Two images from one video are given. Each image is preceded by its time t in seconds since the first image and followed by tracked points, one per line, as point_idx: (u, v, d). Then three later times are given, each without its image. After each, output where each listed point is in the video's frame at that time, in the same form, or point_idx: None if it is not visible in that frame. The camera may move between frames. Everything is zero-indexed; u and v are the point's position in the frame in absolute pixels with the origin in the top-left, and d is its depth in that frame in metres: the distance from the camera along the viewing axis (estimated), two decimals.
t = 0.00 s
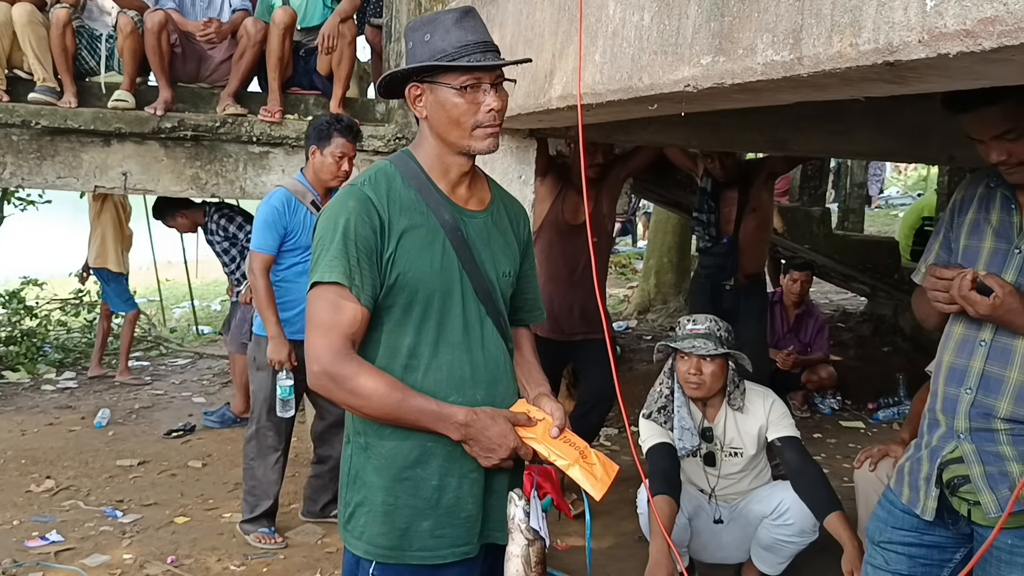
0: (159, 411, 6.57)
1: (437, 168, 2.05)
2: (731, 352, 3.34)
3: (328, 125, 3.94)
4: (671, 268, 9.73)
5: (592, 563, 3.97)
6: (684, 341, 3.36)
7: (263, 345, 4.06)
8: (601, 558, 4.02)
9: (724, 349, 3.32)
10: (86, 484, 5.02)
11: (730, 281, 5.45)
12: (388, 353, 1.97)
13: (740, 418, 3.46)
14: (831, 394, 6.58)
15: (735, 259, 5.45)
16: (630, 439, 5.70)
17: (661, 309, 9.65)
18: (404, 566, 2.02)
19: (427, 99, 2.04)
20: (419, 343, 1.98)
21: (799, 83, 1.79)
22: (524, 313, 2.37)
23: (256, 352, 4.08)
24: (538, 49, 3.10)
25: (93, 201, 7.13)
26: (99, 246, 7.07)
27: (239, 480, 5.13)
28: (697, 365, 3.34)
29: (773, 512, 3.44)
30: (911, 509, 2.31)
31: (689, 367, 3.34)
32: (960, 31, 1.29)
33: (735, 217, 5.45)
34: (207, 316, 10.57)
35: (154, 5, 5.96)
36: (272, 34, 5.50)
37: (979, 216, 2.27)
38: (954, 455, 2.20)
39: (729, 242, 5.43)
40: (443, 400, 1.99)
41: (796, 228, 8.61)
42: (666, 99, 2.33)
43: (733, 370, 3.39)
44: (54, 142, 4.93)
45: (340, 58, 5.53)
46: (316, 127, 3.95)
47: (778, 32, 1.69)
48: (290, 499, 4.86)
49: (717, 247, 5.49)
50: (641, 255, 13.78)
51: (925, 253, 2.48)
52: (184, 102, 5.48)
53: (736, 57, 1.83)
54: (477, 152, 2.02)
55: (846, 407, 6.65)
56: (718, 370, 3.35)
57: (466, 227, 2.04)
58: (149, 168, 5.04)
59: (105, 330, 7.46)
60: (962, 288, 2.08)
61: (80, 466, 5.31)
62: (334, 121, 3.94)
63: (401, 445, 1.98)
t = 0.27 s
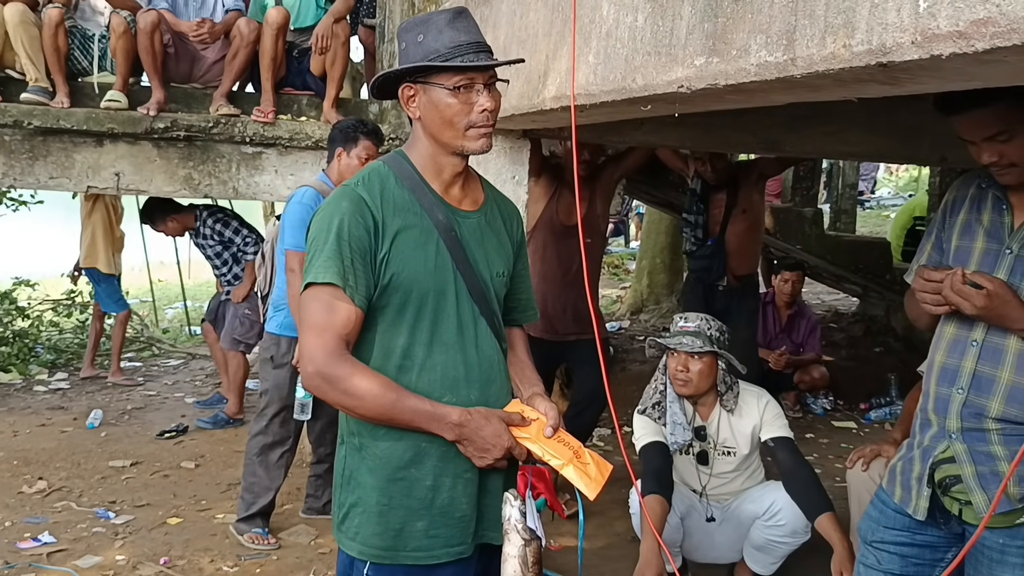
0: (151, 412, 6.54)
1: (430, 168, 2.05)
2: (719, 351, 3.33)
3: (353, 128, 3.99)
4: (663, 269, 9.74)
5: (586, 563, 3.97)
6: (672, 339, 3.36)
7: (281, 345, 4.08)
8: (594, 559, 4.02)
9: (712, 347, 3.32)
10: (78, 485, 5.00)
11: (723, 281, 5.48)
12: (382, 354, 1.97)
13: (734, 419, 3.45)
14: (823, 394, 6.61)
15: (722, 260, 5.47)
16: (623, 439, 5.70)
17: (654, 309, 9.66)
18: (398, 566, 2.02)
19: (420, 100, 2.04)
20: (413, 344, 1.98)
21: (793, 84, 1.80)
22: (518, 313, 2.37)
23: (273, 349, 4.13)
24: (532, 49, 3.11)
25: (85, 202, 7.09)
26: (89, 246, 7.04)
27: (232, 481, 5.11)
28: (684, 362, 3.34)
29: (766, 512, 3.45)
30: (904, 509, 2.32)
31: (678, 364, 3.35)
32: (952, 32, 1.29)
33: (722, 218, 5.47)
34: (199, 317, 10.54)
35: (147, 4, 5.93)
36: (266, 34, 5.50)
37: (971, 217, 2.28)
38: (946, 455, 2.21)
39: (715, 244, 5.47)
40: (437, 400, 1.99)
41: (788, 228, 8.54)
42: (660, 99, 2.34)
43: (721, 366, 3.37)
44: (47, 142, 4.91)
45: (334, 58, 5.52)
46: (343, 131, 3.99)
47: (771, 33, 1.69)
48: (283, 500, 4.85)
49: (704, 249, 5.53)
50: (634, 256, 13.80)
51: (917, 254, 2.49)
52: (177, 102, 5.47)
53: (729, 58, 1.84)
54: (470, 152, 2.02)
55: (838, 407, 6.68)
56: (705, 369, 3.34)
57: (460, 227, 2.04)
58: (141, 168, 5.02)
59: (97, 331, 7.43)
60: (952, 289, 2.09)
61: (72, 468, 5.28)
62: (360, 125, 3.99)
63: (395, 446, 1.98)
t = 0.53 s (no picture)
0: (143, 412, 6.52)
1: (423, 168, 2.05)
2: (709, 347, 3.33)
3: (382, 135, 4.01)
4: (656, 269, 9.76)
5: (579, 562, 3.98)
6: (663, 333, 3.37)
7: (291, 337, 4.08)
8: (587, 558, 4.03)
9: (703, 342, 3.33)
10: (70, 486, 4.99)
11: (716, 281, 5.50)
12: (376, 353, 1.97)
13: (728, 417, 3.46)
14: (815, 394, 6.63)
15: (717, 260, 5.49)
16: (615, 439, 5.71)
17: (646, 309, 9.67)
18: (391, 566, 2.02)
19: (412, 99, 2.04)
20: (406, 343, 1.98)
21: (785, 84, 1.81)
22: (510, 312, 2.37)
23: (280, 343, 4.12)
24: (525, 49, 3.11)
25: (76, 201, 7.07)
26: (76, 245, 7.02)
27: (225, 481, 5.10)
28: (675, 358, 3.36)
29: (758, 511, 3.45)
30: (895, 507, 2.33)
31: (668, 361, 3.37)
32: (945, 32, 1.30)
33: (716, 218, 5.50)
34: (192, 316, 10.51)
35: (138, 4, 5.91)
36: (258, 34, 5.49)
37: (962, 216, 2.29)
38: (937, 454, 2.22)
39: (710, 244, 5.50)
40: (430, 399, 1.99)
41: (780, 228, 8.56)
42: (653, 99, 2.34)
43: (713, 363, 3.37)
44: (38, 142, 4.89)
45: (327, 58, 5.50)
46: (373, 135, 3.99)
47: (764, 32, 1.70)
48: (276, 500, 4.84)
49: (699, 249, 5.57)
50: (627, 256, 13.81)
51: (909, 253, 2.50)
52: (169, 101, 5.45)
53: (723, 58, 1.84)
54: (463, 151, 2.02)
55: (830, 407, 6.70)
56: (696, 365, 3.35)
57: (453, 226, 2.04)
58: (134, 168, 5.01)
59: (89, 331, 7.40)
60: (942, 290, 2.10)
61: (64, 468, 5.27)
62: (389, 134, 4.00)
63: (388, 445, 1.98)
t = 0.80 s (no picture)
0: (136, 412, 6.50)
1: (416, 167, 2.05)
2: (702, 343, 3.33)
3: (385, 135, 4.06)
4: (649, 268, 9.78)
5: (572, 562, 3.98)
6: (658, 327, 3.38)
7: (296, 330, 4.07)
8: (580, 557, 4.03)
9: (699, 337, 3.34)
10: (62, 485, 4.97)
11: (713, 280, 5.52)
12: (369, 352, 1.96)
13: (723, 414, 3.45)
14: (807, 393, 6.66)
15: (714, 260, 5.50)
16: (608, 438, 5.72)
17: (639, 308, 9.68)
18: (385, 565, 2.02)
19: (405, 98, 2.04)
20: (399, 342, 1.98)
21: (779, 83, 1.81)
22: (504, 311, 2.37)
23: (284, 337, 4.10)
24: (519, 48, 3.11)
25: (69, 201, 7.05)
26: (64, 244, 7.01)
27: (217, 481, 5.09)
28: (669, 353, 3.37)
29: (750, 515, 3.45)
30: (887, 506, 2.34)
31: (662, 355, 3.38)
32: (938, 31, 1.31)
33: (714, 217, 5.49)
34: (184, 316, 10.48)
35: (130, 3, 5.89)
36: (251, 33, 5.47)
37: (954, 215, 2.30)
38: (929, 452, 2.23)
39: (706, 243, 5.48)
40: (424, 398, 1.99)
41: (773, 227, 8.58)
42: (648, 98, 2.34)
43: (708, 361, 3.38)
44: (30, 141, 4.87)
45: (320, 57, 5.49)
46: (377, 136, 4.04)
47: (758, 31, 1.71)
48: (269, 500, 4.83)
49: (696, 248, 5.54)
50: (620, 255, 13.83)
51: (900, 253, 2.51)
52: (162, 100, 5.44)
53: (716, 57, 1.85)
54: (456, 150, 2.02)
55: (822, 406, 6.72)
56: (689, 359, 3.35)
57: (446, 225, 2.04)
58: (126, 167, 4.99)
59: (81, 331, 7.38)
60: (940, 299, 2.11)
61: (56, 468, 5.25)
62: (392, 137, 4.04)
63: (381, 444, 1.98)
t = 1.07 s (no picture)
0: (132, 411, 6.49)
1: (413, 164, 2.04)
2: (703, 339, 3.33)
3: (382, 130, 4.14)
4: (645, 266, 9.79)
5: (569, 559, 3.98)
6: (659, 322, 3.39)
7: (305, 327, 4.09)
8: (577, 555, 4.04)
9: (700, 333, 3.34)
10: (58, 484, 4.96)
11: (718, 277, 5.57)
12: (366, 350, 1.96)
13: (722, 410, 3.45)
14: (803, 391, 6.66)
15: (718, 257, 5.53)
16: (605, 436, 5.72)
17: (635, 307, 9.68)
18: (382, 562, 2.02)
19: (401, 96, 2.04)
20: (397, 339, 1.98)
21: (777, 81, 1.81)
22: (501, 309, 2.37)
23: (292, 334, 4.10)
24: (516, 46, 3.11)
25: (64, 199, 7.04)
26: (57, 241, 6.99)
27: (214, 479, 5.08)
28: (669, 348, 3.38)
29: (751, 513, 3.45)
30: (884, 503, 2.34)
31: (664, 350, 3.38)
32: (937, 29, 1.31)
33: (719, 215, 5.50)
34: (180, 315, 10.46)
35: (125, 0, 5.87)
36: (247, 31, 5.46)
37: (952, 213, 2.31)
38: (925, 449, 2.23)
39: (711, 241, 5.52)
40: (421, 395, 1.99)
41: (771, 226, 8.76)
42: (645, 96, 2.34)
43: (709, 357, 3.37)
44: (26, 139, 4.85)
45: (316, 55, 5.47)
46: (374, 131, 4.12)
47: (756, 29, 1.71)
48: (266, 498, 4.83)
49: (700, 246, 5.59)
50: (615, 254, 13.83)
51: (897, 250, 2.52)
52: (158, 98, 5.43)
53: (714, 54, 1.85)
54: (452, 148, 2.02)
55: (818, 404, 6.73)
56: (690, 355, 3.35)
57: (443, 223, 2.04)
58: (122, 165, 4.97)
59: (77, 329, 7.36)
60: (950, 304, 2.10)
61: (52, 467, 5.23)
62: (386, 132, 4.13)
63: (378, 442, 1.98)
